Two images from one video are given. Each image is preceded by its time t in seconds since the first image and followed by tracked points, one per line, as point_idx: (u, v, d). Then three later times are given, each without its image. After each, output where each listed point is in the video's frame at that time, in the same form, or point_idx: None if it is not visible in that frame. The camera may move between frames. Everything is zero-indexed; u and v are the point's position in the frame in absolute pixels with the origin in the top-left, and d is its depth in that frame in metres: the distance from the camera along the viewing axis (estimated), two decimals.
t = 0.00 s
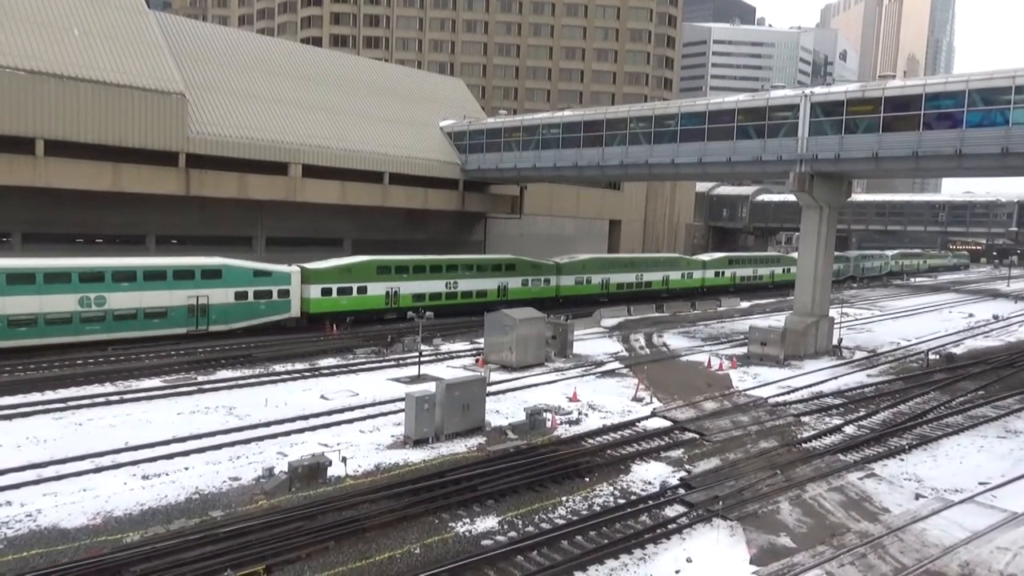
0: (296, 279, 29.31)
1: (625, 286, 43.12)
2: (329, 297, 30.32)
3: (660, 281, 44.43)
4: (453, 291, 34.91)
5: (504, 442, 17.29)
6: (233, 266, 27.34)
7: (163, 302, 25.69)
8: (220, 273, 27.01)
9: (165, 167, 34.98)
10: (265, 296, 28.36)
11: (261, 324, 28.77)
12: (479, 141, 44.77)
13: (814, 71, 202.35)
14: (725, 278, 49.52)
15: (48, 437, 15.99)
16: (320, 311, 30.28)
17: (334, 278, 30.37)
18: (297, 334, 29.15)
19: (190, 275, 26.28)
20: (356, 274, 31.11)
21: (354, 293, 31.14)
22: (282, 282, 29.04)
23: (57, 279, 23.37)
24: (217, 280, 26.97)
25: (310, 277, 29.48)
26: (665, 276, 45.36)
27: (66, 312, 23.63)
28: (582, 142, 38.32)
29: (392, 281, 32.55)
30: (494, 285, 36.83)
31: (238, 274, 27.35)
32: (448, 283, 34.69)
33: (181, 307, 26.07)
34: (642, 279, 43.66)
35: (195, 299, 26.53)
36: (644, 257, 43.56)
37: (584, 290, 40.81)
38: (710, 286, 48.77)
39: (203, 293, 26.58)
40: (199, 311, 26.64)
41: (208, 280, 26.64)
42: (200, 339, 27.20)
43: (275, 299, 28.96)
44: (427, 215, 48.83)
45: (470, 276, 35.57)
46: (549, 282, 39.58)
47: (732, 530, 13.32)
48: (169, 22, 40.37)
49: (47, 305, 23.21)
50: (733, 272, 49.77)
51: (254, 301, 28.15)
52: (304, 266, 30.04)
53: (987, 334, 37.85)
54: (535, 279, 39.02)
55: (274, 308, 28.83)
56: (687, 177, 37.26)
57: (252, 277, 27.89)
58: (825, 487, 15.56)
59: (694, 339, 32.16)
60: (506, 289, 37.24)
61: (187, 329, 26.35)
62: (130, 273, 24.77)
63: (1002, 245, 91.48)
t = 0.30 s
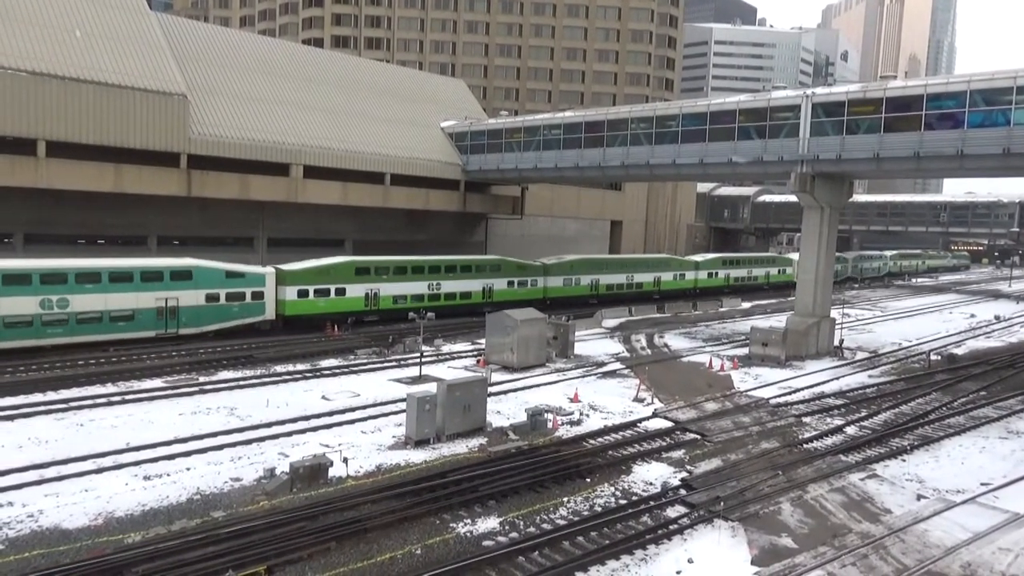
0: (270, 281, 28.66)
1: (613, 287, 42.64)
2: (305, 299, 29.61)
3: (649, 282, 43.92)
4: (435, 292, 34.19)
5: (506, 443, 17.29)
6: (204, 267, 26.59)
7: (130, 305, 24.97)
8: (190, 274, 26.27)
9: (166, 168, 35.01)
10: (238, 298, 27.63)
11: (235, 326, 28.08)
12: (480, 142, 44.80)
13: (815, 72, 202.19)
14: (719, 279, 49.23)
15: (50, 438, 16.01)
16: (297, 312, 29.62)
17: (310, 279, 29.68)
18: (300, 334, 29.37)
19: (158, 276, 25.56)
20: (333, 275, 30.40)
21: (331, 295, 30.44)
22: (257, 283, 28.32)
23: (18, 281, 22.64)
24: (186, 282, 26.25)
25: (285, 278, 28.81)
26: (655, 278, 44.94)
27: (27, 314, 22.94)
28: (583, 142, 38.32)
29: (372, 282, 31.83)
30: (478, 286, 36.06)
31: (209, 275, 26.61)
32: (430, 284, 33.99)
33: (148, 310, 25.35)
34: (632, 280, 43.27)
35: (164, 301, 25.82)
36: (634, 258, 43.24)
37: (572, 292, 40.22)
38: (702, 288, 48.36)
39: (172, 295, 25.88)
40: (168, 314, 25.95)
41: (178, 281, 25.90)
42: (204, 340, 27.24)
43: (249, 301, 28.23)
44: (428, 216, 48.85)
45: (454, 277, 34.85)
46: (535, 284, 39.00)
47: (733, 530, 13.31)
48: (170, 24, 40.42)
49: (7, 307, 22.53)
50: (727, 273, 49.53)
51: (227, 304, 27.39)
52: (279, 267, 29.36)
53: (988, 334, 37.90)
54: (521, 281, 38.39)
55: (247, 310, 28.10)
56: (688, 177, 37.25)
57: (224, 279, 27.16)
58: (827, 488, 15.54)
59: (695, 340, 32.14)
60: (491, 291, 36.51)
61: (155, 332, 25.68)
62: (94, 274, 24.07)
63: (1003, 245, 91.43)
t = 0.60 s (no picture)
0: (243, 283, 27.86)
1: (602, 287, 42.14)
2: (280, 302, 28.94)
3: (640, 283, 43.37)
4: (417, 294, 33.53)
5: (507, 444, 17.30)
6: (172, 269, 25.82)
7: (95, 308, 24.22)
8: (158, 276, 25.50)
9: (166, 169, 35.02)
10: (208, 301, 26.80)
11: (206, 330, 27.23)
12: (480, 143, 44.82)
13: (816, 72, 202.21)
14: (712, 280, 48.95)
15: (51, 439, 16.01)
16: (271, 315, 28.91)
17: (285, 281, 29.03)
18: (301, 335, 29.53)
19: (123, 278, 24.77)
20: (310, 277, 29.76)
21: (307, 297, 29.77)
22: (228, 286, 27.49)
23: None
24: (154, 284, 25.48)
25: (259, 280, 28.15)
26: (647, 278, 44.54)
27: None
28: (584, 143, 38.32)
29: (350, 284, 31.18)
30: (461, 288, 35.35)
31: (177, 278, 25.81)
32: (411, 286, 33.33)
33: (113, 314, 24.57)
34: (622, 280, 42.87)
35: (130, 304, 25.01)
36: (624, 259, 42.88)
37: (558, 294, 39.67)
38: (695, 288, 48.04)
39: (138, 298, 25.06)
40: (134, 318, 25.14)
41: (144, 284, 25.11)
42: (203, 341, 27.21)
43: (221, 304, 27.39)
44: (429, 217, 48.86)
45: (435, 279, 34.16)
46: (521, 286, 38.40)
47: (735, 531, 13.31)
48: (171, 25, 40.42)
49: None
50: (720, 274, 49.28)
51: (197, 307, 26.56)
52: (253, 268, 28.61)
53: (990, 334, 37.91)
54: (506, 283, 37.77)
55: (218, 314, 27.26)
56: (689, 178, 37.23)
57: (194, 281, 26.37)
58: (828, 488, 15.53)
59: (695, 340, 32.12)
60: (475, 293, 35.82)
61: (121, 336, 24.88)
62: (55, 276, 23.25)
63: (1004, 245, 91.44)
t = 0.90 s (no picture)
0: (213, 286, 27.06)
1: (589, 289, 41.42)
2: (252, 305, 28.09)
3: (629, 285, 42.71)
4: (396, 297, 32.73)
5: (507, 445, 17.29)
6: (137, 271, 25.08)
7: (56, 311, 23.42)
8: (123, 278, 24.78)
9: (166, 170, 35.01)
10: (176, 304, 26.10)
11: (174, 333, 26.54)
12: (480, 144, 44.85)
13: (816, 73, 202.32)
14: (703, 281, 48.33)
15: (52, 440, 16.03)
16: (242, 318, 28.03)
17: (258, 283, 28.18)
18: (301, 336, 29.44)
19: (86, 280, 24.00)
20: (283, 279, 28.91)
21: (281, 300, 28.91)
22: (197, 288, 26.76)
23: None
24: (118, 287, 24.73)
25: (230, 282, 27.28)
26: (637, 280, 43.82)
27: None
28: (584, 144, 38.33)
29: (326, 286, 30.34)
30: (444, 290, 34.45)
31: (143, 280, 25.09)
32: (390, 288, 32.52)
33: (76, 317, 23.81)
34: (611, 282, 42.18)
35: (94, 307, 24.26)
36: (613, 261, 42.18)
37: (543, 296, 38.92)
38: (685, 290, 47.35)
39: (102, 301, 24.33)
40: (97, 321, 24.38)
41: (108, 286, 24.37)
42: (206, 342, 27.27)
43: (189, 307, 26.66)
44: (429, 218, 48.88)
45: (414, 281, 33.33)
46: (506, 288, 37.55)
47: (735, 532, 13.31)
48: (171, 26, 40.42)
49: None
50: (711, 275, 48.62)
51: (164, 310, 25.87)
52: (225, 270, 27.75)
53: (989, 335, 37.91)
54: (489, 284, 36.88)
55: (186, 317, 26.55)
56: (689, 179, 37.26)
57: (160, 283, 25.66)
58: (829, 489, 15.53)
59: (696, 341, 32.12)
60: (458, 296, 34.93)
61: (83, 340, 24.10)
62: (14, 279, 22.46)
63: (1004, 246, 91.51)
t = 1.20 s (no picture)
0: (181, 287, 26.30)
1: (576, 291, 40.60)
2: (223, 306, 27.22)
3: (617, 287, 42.06)
4: (375, 298, 31.85)
5: (507, 445, 17.29)
6: (101, 271, 24.28)
7: (14, 313, 22.60)
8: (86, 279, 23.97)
9: (166, 170, 35.03)
10: (142, 306, 25.30)
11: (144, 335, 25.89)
12: (481, 145, 44.87)
13: (817, 74, 202.26)
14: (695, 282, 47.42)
15: (52, 440, 16.03)
16: (213, 321, 27.18)
17: (229, 285, 27.32)
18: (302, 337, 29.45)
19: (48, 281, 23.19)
20: (256, 280, 28.07)
21: (254, 301, 28.07)
22: (165, 289, 25.99)
23: None
24: (79, 288, 23.88)
25: (199, 283, 26.46)
26: (626, 282, 43.06)
27: None
28: (585, 145, 38.33)
29: (302, 287, 29.46)
30: (425, 291, 33.66)
31: (107, 280, 24.32)
32: (369, 289, 31.65)
33: (36, 319, 23.00)
34: (599, 283, 41.53)
35: (55, 309, 23.45)
36: (601, 261, 41.43)
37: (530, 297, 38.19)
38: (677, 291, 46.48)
39: (63, 302, 23.48)
40: (60, 323, 23.55)
41: (70, 287, 23.54)
42: (206, 342, 27.32)
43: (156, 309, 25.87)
44: (429, 219, 48.85)
45: (394, 282, 32.50)
46: (490, 289, 36.75)
47: (736, 533, 13.30)
48: (172, 26, 40.41)
49: None
50: (703, 276, 47.70)
51: (130, 312, 25.09)
52: (195, 270, 26.88)
53: (990, 337, 37.85)
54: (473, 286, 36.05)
55: (154, 319, 25.76)
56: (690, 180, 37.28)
57: (126, 284, 24.89)
58: (829, 490, 15.52)
59: (696, 342, 32.13)
60: (439, 297, 34.16)
61: (45, 343, 23.29)
62: None
63: (1005, 246, 91.49)
